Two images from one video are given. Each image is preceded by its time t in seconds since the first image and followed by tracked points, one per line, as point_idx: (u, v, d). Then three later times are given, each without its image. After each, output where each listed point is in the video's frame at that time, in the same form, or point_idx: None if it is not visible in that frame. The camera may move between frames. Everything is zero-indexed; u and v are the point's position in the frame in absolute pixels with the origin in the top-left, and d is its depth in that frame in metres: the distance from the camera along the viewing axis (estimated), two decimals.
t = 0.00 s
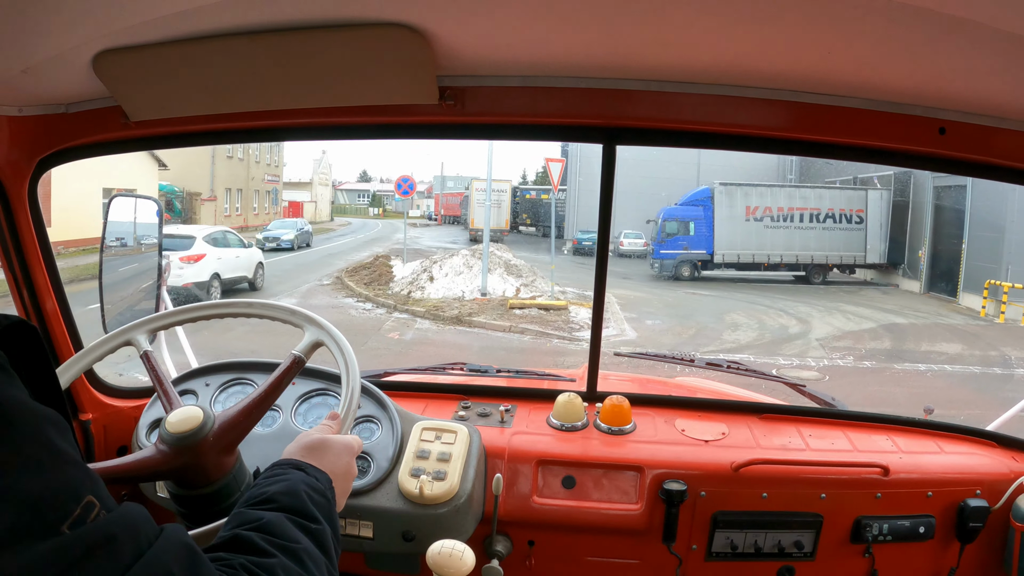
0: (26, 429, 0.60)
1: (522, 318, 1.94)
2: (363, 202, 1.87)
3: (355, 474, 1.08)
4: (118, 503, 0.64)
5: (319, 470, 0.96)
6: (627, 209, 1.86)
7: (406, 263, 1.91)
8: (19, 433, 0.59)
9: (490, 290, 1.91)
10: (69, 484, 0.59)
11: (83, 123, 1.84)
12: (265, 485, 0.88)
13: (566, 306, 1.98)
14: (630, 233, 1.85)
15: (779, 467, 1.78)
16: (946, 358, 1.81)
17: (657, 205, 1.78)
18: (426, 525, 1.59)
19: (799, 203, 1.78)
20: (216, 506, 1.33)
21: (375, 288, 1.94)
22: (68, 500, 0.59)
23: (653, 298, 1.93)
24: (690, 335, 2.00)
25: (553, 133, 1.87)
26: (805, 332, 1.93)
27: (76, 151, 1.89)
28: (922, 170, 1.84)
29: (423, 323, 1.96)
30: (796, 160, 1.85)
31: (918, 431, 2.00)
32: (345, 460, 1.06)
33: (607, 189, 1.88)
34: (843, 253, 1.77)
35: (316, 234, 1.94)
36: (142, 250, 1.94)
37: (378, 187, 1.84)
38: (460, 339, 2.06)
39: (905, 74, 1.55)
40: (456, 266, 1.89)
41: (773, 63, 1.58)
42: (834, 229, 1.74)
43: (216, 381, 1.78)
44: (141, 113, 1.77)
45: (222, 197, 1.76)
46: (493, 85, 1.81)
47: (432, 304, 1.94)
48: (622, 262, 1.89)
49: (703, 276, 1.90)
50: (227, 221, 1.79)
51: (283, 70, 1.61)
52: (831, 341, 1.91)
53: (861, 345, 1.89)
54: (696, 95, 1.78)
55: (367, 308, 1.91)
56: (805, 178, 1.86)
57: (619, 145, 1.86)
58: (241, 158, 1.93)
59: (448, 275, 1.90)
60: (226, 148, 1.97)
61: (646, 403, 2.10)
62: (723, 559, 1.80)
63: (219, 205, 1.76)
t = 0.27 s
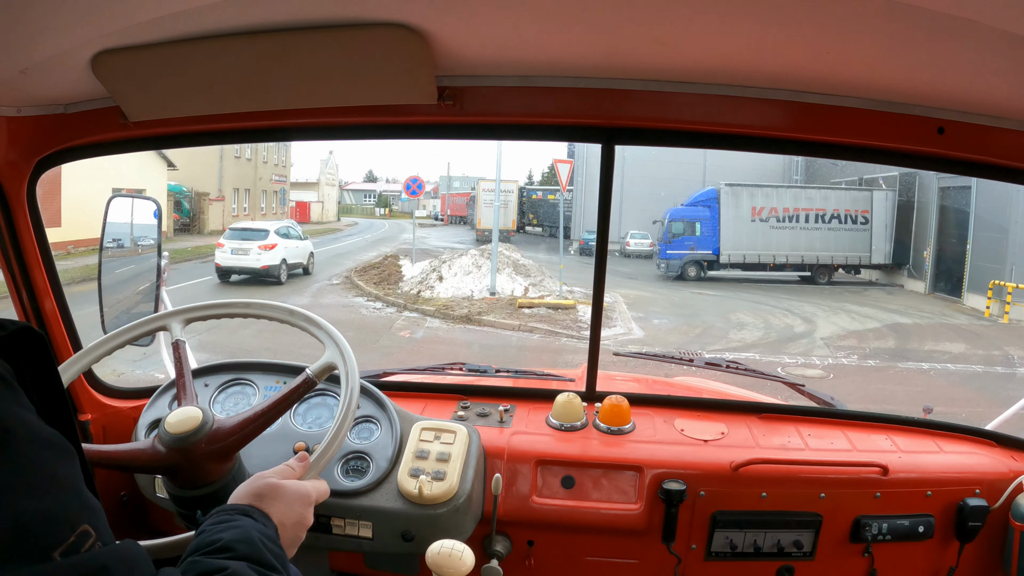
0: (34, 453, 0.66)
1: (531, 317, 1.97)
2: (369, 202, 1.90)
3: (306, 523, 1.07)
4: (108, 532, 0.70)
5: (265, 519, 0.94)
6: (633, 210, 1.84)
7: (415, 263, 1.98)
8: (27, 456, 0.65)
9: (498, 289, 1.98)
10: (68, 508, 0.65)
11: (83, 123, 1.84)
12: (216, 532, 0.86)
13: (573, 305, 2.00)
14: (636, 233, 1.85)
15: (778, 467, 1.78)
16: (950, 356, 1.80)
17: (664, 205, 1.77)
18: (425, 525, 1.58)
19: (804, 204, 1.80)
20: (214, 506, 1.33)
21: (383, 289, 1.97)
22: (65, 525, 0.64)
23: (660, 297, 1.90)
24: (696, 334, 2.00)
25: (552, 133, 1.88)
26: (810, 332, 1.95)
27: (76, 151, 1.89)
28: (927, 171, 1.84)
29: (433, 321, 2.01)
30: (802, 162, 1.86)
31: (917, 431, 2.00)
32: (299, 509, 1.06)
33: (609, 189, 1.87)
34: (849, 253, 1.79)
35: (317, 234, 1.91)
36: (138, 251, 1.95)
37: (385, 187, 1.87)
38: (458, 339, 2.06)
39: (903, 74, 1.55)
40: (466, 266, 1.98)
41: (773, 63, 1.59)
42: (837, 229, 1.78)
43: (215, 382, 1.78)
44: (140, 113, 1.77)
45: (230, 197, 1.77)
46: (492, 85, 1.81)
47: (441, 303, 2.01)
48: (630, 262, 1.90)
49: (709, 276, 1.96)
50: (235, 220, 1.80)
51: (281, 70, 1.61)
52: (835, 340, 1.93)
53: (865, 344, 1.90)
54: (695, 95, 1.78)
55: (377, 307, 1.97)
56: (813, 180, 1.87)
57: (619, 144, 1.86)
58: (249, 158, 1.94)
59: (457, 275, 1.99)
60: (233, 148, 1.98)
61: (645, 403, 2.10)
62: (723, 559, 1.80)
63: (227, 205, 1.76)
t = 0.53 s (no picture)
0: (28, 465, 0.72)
1: (540, 315, 1.97)
2: (376, 202, 1.91)
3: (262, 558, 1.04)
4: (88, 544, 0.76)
5: (222, 551, 0.95)
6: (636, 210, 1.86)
7: (423, 262, 2.00)
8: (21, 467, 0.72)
9: (507, 288, 1.92)
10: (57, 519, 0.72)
11: (83, 122, 1.84)
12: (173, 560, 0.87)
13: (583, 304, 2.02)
14: (642, 233, 1.84)
15: (778, 467, 1.78)
16: (953, 355, 1.77)
17: (671, 205, 1.78)
18: (425, 526, 1.58)
19: (810, 204, 1.79)
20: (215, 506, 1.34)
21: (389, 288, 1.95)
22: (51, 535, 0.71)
23: (666, 297, 1.91)
24: (703, 333, 2.01)
25: (552, 133, 1.88)
26: (814, 332, 1.91)
27: (75, 151, 1.89)
28: (934, 172, 1.84)
29: (443, 320, 1.99)
30: (807, 162, 1.86)
31: (917, 431, 2.00)
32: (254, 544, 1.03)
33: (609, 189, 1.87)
34: (854, 254, 1.76)
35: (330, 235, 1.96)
36: (137, 251, 1.92)
37: (391, 188, 1.87)
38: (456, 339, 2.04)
39: (902, 74, 1.56)
40: (474, 265, 1.95)
41: (773, 64, 1.59)
42: (842, 229, 1.75)
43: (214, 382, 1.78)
44: (140, 113, 1.77)
45: (239, 197, 1.72)
46: (491, 85, 1.81)
47: (450, 302, 1.95)
48: (636, 262, 1.88)
49: (715, 276, 1.93)
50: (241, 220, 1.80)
51: (280, 70, 1.61)
52: (840, 339, 1.89)
53: (869, 343, 1.87)
54: (695, 95, 1.78)
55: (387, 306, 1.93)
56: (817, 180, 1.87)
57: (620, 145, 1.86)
58: (256, 158, 1.94)
59: (466, 274, 1.96)
60: (242, 147, 1.98)
61: (645, 403, 2.10)
62: (722, 559, 1.80)
63: (236, 205, 1.72)
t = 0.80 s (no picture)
0: (39, 470, 0.69)
1: (549, 314, 1.99)
2: (382, 203, 1.80)
3: (268, 558, 1.05)
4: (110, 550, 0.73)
5: (231, 553, 0.95)
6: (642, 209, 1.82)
7: (432, 262, 1.91)
8: (32, 471, 0.68)
9: (516, 288, 1.93)
10: (69, 525, 0.68)
11: (81, 123, 1.84)
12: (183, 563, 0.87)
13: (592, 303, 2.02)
14: (650, 234, 1.82)
15: (777, 467, 1.78)
16: (956, 354, 1.81)
17: (677, 205, 1.77)
18: (424, 526, 1.58)
19: (816, 205, 1.75)
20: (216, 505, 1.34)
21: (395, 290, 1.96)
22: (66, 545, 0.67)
23: (673, 296, 1.89)
24: (710, 332, 1.99)
25: (552, 133, 1.87)
26: (819, 332, 1.90)
27: (74, 152, 1.89)
28: (938, 172, 1.84)
29: (453, 318, 1.96)
30: (813, 163, 1.84)
31: (916, 431, 2.00)
32: (261, 543, 1.03)
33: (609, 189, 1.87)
34: (859, 254, 1.75)
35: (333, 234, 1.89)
36: (133, 252, 1.91)
37: (397, 188, 1.81)
38: (455, 339, 2.04)
39: (902, 74, 1.56)
40: (484, 265, 1.91)
41: (774, 63, 1.59)
42: (848, 230, 1.72)
43: (213, 383, 1.79)
44: (138, 114, 1.77)
45: (246, 198, 1.75)
46: (490, 86, 1.81)
47: (460, 301, 1.93)
48: (643, 262, 1.86)
49: (721, 276, 1.91)
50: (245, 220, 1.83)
51: (279, 70, 1.61)
52: (846, 338, 1.89)
53: (873, 342, 1.88)
54: (694, 96, 1.78)
55: (397, 305, 1.92)
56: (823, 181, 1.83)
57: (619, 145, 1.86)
58: (265, 159, 1.91)
59: (475, 274, 1.92)
60: (250, 148, 1.97)
61: (644, 403, 2.10)
62: (722, 559, 1.80)
63: (244, 206, 1.75)
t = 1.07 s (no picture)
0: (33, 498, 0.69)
1: (558, 313, 2.00)
2: (389, 202, 1.84)
3: None
4: None
5: None
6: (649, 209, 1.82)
7: (442, 263, 1.90)
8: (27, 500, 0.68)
9: (525, 287, 1.92)
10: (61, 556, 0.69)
11: (79, 123, 1.84)
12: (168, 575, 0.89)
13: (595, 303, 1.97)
14: (655, 234, 1.82)
15: (776, 467, 1.78)
16: (960, 353, 1.82)
17: (683, 206, 1.77)
18: (423, 526, 1.58)
19: (821, 206, 1.77)
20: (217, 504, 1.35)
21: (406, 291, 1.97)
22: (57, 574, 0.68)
23: (679, 296, 1.88)
24: (716, 331, 1.97)
25: (550, 133, 1.87)
26: (824, 331, 1.91)
27: (72, 152, 1.89)
28: (941, 173, 1.83)
29: (463, 318, 1.94)
30: (818, 163, 1.86)
31: (914, 430, 2.00)
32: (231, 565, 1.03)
33: (609, 188, 1.87)
34: (864, 254, 1.78)
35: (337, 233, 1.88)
36: (127, 252, 1.91)
37: (403, 188, 1.85)
38: (454, 339, 2.05)
39: (900, 74, 1.56)
40: (492, 265, 1.91)
41: (773, 63, 1.59)
42: (855, 231, 1.76)
43: (212, 383, 1.78)
44: (136, 114, 1.77)
45: (254, 198, 1.82)
46: (488, 85, 1.81)
47: (470, 300, 1.92)
48: (649, 262, 1.84)
49: (727, 277, 1.86)
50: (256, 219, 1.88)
51: (277, 70, 1.61)
52: (849, 337, 1.90)
53: (878, 341, 1.88)
54: (692, 95, 1.78)
55: (407, 304, 1.93)
56: (829, 182, 1.86)
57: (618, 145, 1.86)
58: (272, 159, 1.93)
59: (484, 273, 1.92)
60: (259, 148, 1.97)
61: (642, 403, 2.10)
62: (720, 559, 1.80)
63: (252, 206, 1.82)
